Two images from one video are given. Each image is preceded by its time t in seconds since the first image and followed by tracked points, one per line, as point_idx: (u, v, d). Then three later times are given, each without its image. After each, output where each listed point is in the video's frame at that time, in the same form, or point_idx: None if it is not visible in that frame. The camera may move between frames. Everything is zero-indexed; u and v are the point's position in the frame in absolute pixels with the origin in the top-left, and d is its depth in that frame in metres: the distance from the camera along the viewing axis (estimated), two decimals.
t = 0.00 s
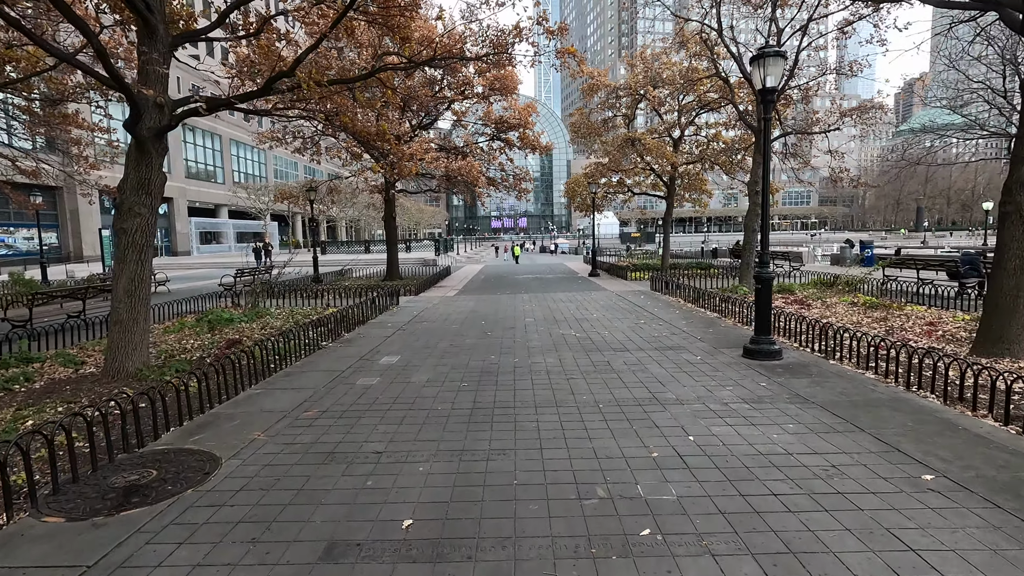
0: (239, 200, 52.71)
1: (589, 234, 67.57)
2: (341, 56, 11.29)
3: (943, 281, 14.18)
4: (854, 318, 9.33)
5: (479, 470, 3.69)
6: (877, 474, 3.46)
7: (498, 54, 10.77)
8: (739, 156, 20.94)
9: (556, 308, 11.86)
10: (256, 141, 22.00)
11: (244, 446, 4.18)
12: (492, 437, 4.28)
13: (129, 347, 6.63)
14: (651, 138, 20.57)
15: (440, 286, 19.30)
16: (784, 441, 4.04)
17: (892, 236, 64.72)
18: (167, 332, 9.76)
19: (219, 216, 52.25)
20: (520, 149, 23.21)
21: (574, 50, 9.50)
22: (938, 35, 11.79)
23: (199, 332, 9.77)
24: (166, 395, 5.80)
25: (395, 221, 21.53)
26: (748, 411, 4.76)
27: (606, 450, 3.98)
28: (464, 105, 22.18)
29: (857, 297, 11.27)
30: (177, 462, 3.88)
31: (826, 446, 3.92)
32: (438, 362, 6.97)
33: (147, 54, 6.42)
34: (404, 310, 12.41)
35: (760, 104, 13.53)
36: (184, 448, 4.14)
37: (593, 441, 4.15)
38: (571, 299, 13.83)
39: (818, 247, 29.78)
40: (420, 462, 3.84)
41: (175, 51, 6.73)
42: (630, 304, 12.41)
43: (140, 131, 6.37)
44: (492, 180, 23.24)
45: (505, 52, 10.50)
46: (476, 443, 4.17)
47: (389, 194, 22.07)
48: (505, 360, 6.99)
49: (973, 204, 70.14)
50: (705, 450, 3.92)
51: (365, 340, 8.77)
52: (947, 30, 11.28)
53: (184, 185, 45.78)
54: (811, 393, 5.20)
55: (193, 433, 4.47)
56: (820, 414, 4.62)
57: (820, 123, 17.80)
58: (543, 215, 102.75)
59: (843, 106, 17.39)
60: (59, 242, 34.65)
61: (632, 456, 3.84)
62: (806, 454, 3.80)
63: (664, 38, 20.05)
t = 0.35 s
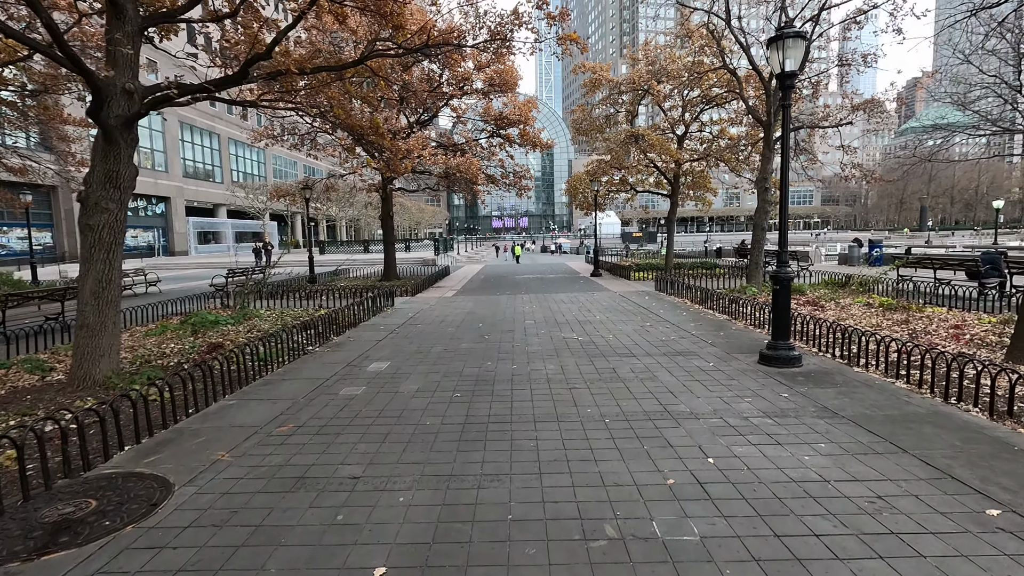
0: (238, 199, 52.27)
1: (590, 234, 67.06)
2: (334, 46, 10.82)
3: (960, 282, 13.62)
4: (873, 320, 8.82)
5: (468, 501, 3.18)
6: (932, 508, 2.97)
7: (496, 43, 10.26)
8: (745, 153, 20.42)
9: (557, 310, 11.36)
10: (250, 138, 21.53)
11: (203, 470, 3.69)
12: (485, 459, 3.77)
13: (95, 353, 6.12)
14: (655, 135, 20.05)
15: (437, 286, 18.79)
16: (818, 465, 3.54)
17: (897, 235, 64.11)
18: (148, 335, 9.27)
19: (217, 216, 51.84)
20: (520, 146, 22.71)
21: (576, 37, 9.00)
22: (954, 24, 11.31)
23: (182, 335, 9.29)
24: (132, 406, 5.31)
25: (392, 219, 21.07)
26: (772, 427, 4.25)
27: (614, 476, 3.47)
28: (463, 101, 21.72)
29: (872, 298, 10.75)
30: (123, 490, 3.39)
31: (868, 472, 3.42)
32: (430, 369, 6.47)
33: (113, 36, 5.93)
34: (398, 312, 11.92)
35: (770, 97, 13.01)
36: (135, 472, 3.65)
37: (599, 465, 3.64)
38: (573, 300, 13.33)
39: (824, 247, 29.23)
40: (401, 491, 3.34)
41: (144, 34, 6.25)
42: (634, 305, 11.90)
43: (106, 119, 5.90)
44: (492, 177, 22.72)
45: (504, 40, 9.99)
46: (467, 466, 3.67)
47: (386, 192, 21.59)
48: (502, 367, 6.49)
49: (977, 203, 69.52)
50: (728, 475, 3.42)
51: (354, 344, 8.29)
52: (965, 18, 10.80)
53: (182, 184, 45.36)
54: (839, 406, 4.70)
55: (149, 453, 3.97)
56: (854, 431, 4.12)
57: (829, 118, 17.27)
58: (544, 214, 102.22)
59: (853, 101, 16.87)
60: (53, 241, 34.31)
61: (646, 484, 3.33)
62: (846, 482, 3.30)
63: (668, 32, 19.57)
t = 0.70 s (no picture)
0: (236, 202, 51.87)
1: (592, 236, 66.58)
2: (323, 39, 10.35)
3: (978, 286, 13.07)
4: (893, 329, 8.28)
5: (448, 557, 2.68)
6: (1004, 568, 2.46)
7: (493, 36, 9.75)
8: (751, 153, 19.91)
9: (558, 317, 10.86)
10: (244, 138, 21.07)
11: (144, 513, 3.18)
12: (471, 499, 3.28)
13: (54, 368, 5.61)
14: (658, 135, 19.52)
15: (435, 290, 18.30)
16: (860, 509, 3.04)
17: (901, 237, 63.50)
18: (124, 344, 8.77)
19: (215, 218, 51.43)
20: (520, 147, 22.21)
21: (576, 28, 8.51)
22: (973, 17, 10.81)
23: (160, 344, 8.79)
24: (87, 429, 4.81)
25: (389, 221, 20.61)
26: (800, 458, 3.75)
27: (621, 523, 2.96)
28: (461, 100, 21.27)
29: (889, 304, 10.24)
30: (45, 541, 2.89)
31: (920, 519, 2.91)
32: (419, 384, 5.97)
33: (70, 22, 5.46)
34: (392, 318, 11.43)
35: (779, 93, 12.50)
36: (66, 515, 3.15)
37: (604, 508, 3.13)
38: (574, 306, 12.83)
39: (830, 250, 28.66)
40: (371, 542, 2.83)
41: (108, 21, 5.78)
42: (638, 311, 11.40)
43: (65, 113, 5.43)
44: (491, 178, 22.20)
45: (501, 32, 9.49)
46: (451, 509, 3.16)
47: (382, 194, 21.13)
48: (497, 383, 5.98)
49: (982, 204, 68.96)
50: (756, 523, 2.91)
51: (341, 355, 7.79)
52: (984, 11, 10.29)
53: (180, 186, 44.97)
54: (873, 431, 4.19)
55: (88, 491, 3.48)
56: (894, 464, 3.61)
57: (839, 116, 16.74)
58: (545, 216, 101.77)
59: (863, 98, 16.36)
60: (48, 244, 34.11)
61: (659, 535, 2.82)
62: (896, 532, 2.79)
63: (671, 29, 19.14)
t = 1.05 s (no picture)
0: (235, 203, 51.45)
1: (594, 238, 66.11)
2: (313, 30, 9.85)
3: (998, 290, 12.50)
4: (918, 337, 7.73)
5: None
6: None
7: (490, 26, 9.23)
8: (758, 152, 19.34)
9: (559, 322, 10.33)
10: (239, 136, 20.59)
11: (64, 567, 2.68)
12: (453, 549, 2.77)
13: (5, 382, 5.08)
14: (664, 133, 18.98)
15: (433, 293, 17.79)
16: (919, 567, 2.53)
17: (907, 238, 62.74)
18: (99, 352, 8.27)
19: (215, 218, 51.01)
20: (521, 146, 21.70)
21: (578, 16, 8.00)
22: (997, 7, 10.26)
23: (137, 351, 8.29)
24: (33, 452, 4.31)
25: (386, 222, 20.11)
26: (838, 496, 3.23)
27: None
28: (461, 98, 20.80)
29: (908, 310, 9.69)
30: None
31: None
32: (406, 400, 5.46)
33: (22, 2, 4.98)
34: (385, 323, 10.93)
35: (790, 88, 11.96)
36: None
37: (612, 565, 2.61)
38: (576, 310, 12.31)
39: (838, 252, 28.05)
40: None
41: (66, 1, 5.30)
42: (644, 316, 10.86)
43: (17, 104, 4.95)
44: (491, 178, 21.68)
45: (498, 22, 8.97)
46: (428, 564, 2.65)
47: (380, 194, 20.64)
48: (491, 398, 5.46)
49: (988, 206, 68.27)
50: None
51: (327, 364, 7.28)
52: None
53: (178, 186, 44.57)
54: (917, 461, 3.67)
55: (7, 534, 2.98)
56: (949, 504, 3.09)
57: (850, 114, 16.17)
58: (547, 218, 101.26)
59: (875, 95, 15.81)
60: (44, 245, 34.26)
61: None
62: None
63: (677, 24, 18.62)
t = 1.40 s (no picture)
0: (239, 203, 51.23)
1: (599, 239, 65.61)
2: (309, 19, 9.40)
3: None
4: (953, 345, 7.18)
5: None
6: None
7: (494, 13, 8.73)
8: (771, 149, 18.78)
9: (566, 326, 9.84)
10: (239, 135, 20.18)
11: None
12: None
13: None
14: (673, 131, 18.48)
15: (436, 295, 17.35)
16: None
17: (918, 239, 61.83)
18: (81, 357, 7.84)
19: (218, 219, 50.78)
20: (526, 145, 21.21)
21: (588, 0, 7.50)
22: None
23: (121, 357, 7.86)
24: None
25: (388, 222, 19.69)
26: (900, 540, 2.73)
27: None
28: (465, 96, 20.36)
29: (936, 314, 9.13)
30: None
31: None
32: (399, 414, 4.98)
33: None
34: (384, 326, 10.47)
35: (810, 81, 11.40)
36: None
37: None
38: (584, 313, 11.81)
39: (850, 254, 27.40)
40: None
41: None
42: (655, 320, 10.34)
43: None
44: (496, 178, 21.22)
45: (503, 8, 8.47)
46: None
47: (382, 193, 20.22)
48: (492, 413, 4.97)
49: (1000, 207, 67.26)
50: None
51: (319, 372, 6.82)
52: None
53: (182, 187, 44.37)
54: (984, 495, 3.16)
55: None
56: None
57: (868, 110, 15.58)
58: (553, 219, 100.75)
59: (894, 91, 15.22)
60: (46, 245, 34.01)
61: None
62: None
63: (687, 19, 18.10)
